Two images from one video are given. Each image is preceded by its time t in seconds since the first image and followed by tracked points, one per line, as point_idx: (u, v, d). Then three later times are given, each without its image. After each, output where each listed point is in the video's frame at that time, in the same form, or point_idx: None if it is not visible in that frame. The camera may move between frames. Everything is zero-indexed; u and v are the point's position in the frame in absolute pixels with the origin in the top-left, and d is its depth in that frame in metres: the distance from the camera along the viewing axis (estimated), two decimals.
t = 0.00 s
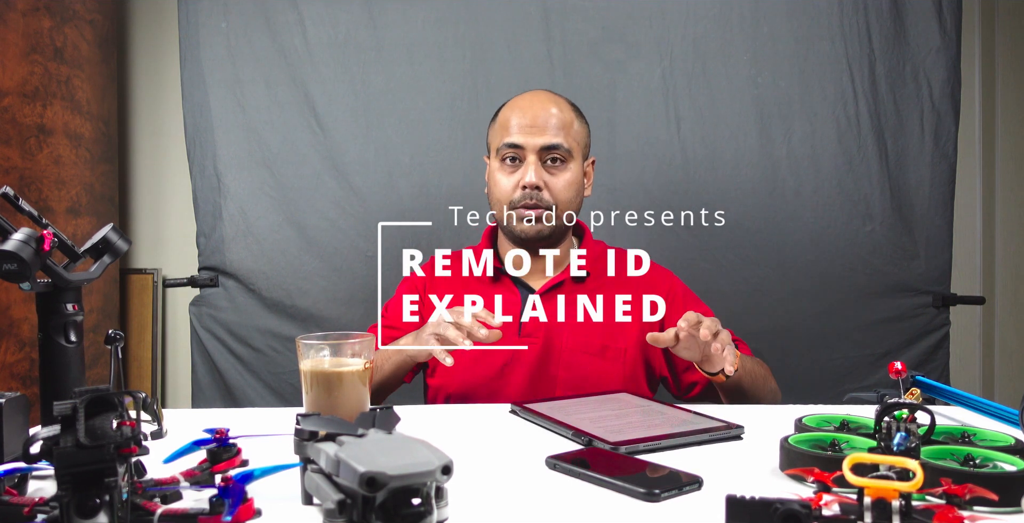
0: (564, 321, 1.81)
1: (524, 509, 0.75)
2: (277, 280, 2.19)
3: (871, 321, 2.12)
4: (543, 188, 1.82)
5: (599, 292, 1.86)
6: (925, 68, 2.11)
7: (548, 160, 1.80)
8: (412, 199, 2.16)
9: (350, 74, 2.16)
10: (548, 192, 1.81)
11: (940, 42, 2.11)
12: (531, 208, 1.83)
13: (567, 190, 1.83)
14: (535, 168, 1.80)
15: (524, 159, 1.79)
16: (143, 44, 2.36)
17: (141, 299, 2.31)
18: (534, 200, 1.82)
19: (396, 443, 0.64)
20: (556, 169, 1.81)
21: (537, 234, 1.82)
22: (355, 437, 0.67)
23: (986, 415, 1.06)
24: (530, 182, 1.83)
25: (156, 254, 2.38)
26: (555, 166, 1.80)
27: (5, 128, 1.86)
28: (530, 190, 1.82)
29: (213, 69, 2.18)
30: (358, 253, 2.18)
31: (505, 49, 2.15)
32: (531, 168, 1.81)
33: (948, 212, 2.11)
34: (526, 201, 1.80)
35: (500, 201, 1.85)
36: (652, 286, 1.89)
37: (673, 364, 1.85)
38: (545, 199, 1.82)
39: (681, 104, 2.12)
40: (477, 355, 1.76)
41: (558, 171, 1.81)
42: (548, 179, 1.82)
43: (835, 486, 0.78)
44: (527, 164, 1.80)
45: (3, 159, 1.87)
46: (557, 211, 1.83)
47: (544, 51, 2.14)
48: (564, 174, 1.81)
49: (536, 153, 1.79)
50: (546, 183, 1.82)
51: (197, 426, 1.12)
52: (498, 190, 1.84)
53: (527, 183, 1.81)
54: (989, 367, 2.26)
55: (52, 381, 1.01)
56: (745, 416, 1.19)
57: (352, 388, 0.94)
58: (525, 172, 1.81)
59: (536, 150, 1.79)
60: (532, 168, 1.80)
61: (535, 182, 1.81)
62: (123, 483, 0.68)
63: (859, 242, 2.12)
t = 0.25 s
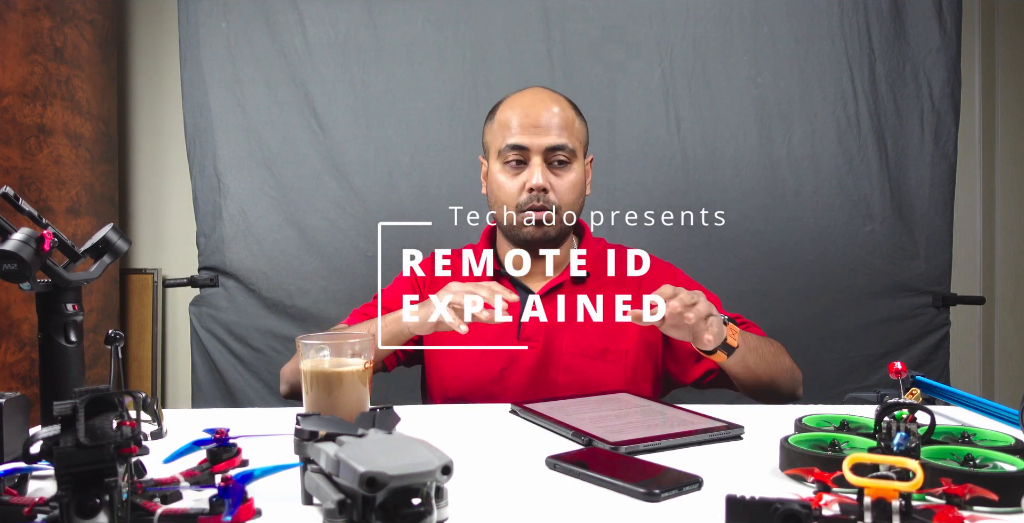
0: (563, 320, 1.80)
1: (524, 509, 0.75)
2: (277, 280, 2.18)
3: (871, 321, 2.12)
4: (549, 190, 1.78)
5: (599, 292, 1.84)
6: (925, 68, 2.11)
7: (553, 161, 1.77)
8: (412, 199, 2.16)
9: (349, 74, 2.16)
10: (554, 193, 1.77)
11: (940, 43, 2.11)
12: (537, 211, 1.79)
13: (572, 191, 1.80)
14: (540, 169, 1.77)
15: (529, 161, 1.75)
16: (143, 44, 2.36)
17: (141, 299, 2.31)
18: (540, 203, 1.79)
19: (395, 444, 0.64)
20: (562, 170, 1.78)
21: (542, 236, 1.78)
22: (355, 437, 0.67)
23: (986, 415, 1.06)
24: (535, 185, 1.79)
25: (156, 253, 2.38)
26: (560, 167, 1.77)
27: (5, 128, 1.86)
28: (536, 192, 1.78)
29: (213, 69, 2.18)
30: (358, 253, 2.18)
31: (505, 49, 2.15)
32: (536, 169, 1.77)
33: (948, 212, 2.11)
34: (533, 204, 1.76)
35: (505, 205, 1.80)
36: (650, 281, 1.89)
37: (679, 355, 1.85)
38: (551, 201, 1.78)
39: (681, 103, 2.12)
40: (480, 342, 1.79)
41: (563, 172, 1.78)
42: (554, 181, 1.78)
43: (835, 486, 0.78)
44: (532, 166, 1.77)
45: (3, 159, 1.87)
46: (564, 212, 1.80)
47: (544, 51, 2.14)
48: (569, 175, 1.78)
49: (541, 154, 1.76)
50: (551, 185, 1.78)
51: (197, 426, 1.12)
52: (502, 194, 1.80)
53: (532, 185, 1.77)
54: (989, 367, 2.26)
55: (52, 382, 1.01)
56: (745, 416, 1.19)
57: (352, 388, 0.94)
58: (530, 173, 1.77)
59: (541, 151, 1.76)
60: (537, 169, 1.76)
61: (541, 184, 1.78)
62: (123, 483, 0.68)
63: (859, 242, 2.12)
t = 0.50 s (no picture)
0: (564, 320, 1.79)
1: (524, 509, 0.75)
2: (277, 280, 2.19)
3: (871, 321, 2.12)
4: (555, 191, 1.72)
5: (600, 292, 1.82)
6: (925, 68, 2.12)
7: (558, 161, 1.69)
8: (412, 199, 2.16)
9: (349, 74, 2.16)
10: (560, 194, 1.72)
11: (940, 43, 2.11)
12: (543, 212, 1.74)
13: (578, 191, 1.74)
14: (545, 170, 1.70)
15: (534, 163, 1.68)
16: (143, 44, 2.36)
17: (141, 299, 2.31)
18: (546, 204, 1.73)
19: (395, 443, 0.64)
20: (566, 170, 1.71)
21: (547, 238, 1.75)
22: (355, 437, 0.67)
23: (986, 415, 1.06)
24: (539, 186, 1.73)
25: (156, 253, 2.38)
26: (565, 167, 1.70)
27: (5, 128, 1.86)
28: (542, 194, 1.72)
29: (213, 69, 2.18)
30: (358, 253, 2.18)
31: (505, 49, 2.15)
32: (540, 171, 1.70)
33: (947, 212, 2.12)
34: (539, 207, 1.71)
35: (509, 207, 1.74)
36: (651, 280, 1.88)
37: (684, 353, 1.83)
38: (556, 202, 1.72)
39: (681, 103, 2.12)
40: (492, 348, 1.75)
41: (568, 172, 1.71)
42: (558, 181, 1.72)
43: (835, 486, 0.78)
44: (536, 168, 1.70)
45: (3, 159, 1.87)
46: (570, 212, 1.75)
47: (544, 51, 2.14)
48: (574, 175, 1.71)
49: (546, 155, 1.69)
50: (556, 185, 1.72)
51: (197, 426, 1.12)
52: (505, 196, 1.74)
53: (537, 187, 1.71)
54: (989, 367, 2.26)
55: (52, 382, 1.01)
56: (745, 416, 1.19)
57: (352, 388, 0.94)
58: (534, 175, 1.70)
59: (545, 153, 1.68)
60: (541, 171, 1.70)
61: (545, 186, 1.71)
62: (123, 483, 0.68)
63: (859, 243, 2.12)
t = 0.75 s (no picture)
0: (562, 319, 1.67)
1: (524, 509, 0.75)
2: (277, 280, 2.19)
3: (871, 321, 2.12)
4: (559, 194, 1.61)
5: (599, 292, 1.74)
6: (925, 68, 2.12)
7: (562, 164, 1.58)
8: (412, 199, 2.16)
9: (350, 74, 2.16)
10: (564, 198, 1.60)
11: (940, 42, 2.11)
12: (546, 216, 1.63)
13: (583, 194, 1.62)
14: (548, 173, 1.59)
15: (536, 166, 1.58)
16: (143, 44, 2.36)
17: (141, 299, 2.31)
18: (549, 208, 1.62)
19: (395, 443, 0.64)
20: (571, 173, 1.59)
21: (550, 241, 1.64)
22: (355, 437, 0.67)
23: (986, 415, 1.06)
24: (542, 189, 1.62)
25: (156, 253, 2.38)
26: (569, 170, 1.59)
27: (4, 128, 1.86)
28: (545, 198, 1.61)
29: (213, 69, 2.18)
30: (358, 253, 2.18)
31: (505, 49, 2.15)
32: (543, 174, 1.59)
33: (947, 212, 2.12)
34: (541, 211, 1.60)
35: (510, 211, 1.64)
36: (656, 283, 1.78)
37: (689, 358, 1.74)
38: (560, 206, 1.61)
39: (681, 104, 2.12)
40: (499, 373, 1.59)
41: (573, 175, 1.59)
42: (562, 184, 1.60)
43: (835, 486, 0.78)
44: (539, 170, 1.59)
45: (3, 159, 1.87)
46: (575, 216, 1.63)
47: (544, 51, 2.14)
48: (579, 178, 1.60)
49: (549, 158, 1.57)
50: (561, 189, 1.61)
51: (197, 426, 1.12)
52: (506, 199, 1.63)
53: (540, 190, 1.60)
54: (989, 367, 2.26)
55: (52, 382, 1.01)
56: (746, 416, 1.19)
57: (352, 388, 0.94)
58: (536, 177, 1.59)
59: (548, 155, 1.57)
60: (545, 174, 1.59)
61: (549, 189, 1.60)
62: (123, 483, 0.68)
63: (859, 243, 2.12)
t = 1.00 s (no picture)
0: (565, 320, 1.66)
1: (524, 509, 0.75)
2: (277, 280, 2.19)
3: (871, 321, 2.12)
4: (567, 202, 1.59)
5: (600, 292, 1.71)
6: (925, 68, 2.12)
7: (571, 171, 1.56)
8: (412, 199, 2.16)
9: (350, 74, 2.16)
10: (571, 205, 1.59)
11: (940, 42, 2.11)
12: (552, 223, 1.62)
13: (591, 200, 1.61)
14: (557, 180, 1.57)
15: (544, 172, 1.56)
16: (143, 44, 2.36)
17: (141, 299, 2.31)
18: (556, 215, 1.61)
19: (395, 443, 0.64)
20: (580, 180, 1.58)
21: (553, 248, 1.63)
22: (355, 437, 0.67)
23: (986, 415, 1.06)
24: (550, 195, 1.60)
25: (156, 254, 2.38)
26: (578, 178, 1.57)
27: (5, 128, 1.86)
28: (552, 205, 1.59)
29: (213, 69, 2.18)
30: (358, 253, 2.18)
31: (505, 49, 2.15)
32: (552, 180, 1.57)
33: (947, 212, 2.12)
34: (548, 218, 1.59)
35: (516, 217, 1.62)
36: (662, 286, 1.76)
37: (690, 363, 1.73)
38: (568, 212, 1.60)
39: (681, 103, 2.12)
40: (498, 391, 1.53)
41: (582, 182, 1.58)
42: (570, 190, 1.59)
43: (835, 486, 0.78)
44: (547, 177, 1.57)
45: (3, 159, 1.87)
46: (582, 224, 1.62)
47: (544, 51, 2.14)
48: (588, 186, 1.59)
49: (558, 164, 1.56)
50: (568, 196, 1.59)
51: (197, 426, 1.12)
52: (513, 204, 1.61)
53: (548, 197, 1.58)
54: (989, 367, 2.26)
55: (52, 382, 1.01)
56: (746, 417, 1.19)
57: (352, 388, 0.95)
58: (545, 184, 1.58)
59: (557, 161, 1.55)
60: (553, 181, 1.57)
61: (557, 196, 1.59)
62: (124, 483, 0.68)
63: (859, 243, 2.12)
